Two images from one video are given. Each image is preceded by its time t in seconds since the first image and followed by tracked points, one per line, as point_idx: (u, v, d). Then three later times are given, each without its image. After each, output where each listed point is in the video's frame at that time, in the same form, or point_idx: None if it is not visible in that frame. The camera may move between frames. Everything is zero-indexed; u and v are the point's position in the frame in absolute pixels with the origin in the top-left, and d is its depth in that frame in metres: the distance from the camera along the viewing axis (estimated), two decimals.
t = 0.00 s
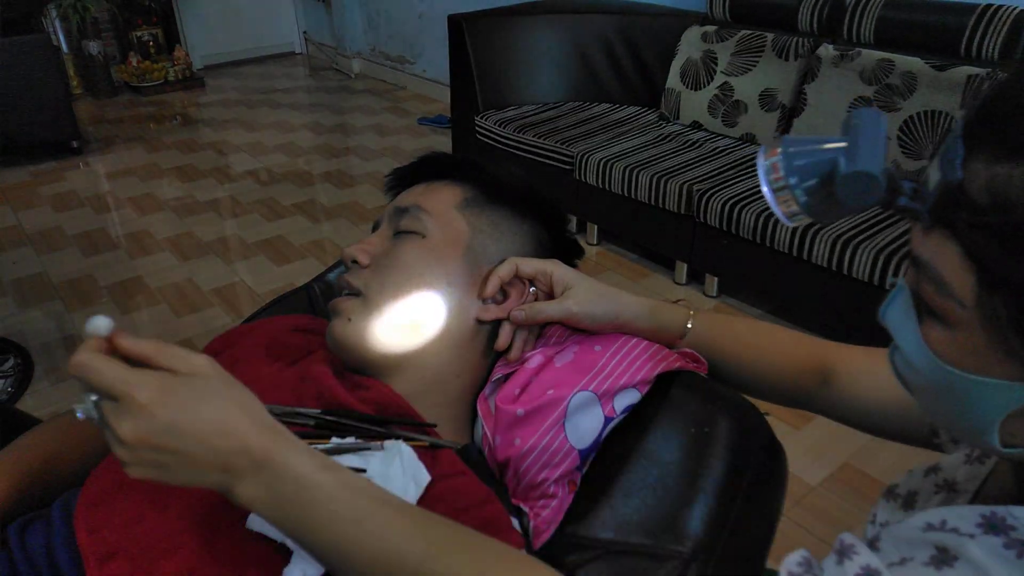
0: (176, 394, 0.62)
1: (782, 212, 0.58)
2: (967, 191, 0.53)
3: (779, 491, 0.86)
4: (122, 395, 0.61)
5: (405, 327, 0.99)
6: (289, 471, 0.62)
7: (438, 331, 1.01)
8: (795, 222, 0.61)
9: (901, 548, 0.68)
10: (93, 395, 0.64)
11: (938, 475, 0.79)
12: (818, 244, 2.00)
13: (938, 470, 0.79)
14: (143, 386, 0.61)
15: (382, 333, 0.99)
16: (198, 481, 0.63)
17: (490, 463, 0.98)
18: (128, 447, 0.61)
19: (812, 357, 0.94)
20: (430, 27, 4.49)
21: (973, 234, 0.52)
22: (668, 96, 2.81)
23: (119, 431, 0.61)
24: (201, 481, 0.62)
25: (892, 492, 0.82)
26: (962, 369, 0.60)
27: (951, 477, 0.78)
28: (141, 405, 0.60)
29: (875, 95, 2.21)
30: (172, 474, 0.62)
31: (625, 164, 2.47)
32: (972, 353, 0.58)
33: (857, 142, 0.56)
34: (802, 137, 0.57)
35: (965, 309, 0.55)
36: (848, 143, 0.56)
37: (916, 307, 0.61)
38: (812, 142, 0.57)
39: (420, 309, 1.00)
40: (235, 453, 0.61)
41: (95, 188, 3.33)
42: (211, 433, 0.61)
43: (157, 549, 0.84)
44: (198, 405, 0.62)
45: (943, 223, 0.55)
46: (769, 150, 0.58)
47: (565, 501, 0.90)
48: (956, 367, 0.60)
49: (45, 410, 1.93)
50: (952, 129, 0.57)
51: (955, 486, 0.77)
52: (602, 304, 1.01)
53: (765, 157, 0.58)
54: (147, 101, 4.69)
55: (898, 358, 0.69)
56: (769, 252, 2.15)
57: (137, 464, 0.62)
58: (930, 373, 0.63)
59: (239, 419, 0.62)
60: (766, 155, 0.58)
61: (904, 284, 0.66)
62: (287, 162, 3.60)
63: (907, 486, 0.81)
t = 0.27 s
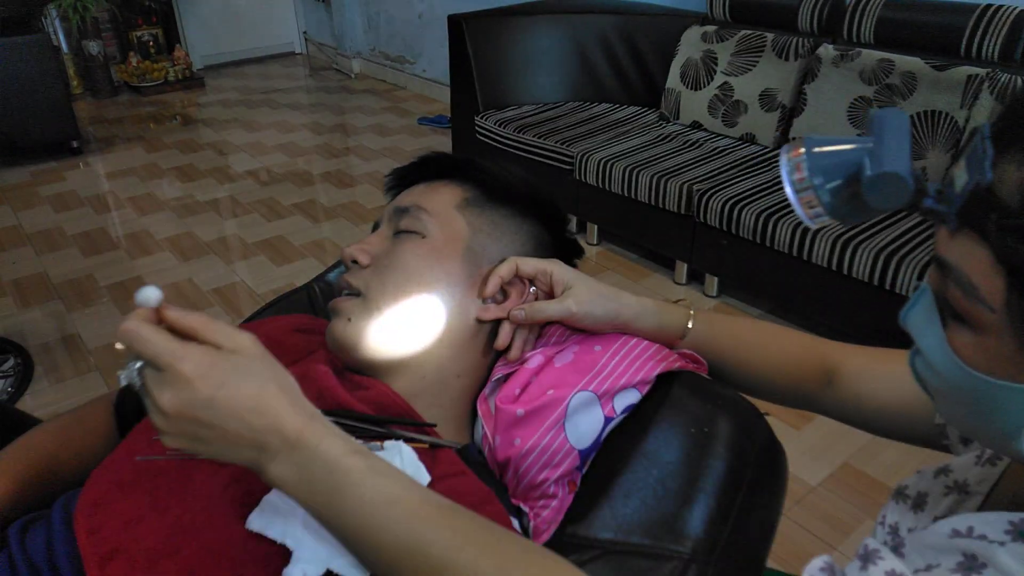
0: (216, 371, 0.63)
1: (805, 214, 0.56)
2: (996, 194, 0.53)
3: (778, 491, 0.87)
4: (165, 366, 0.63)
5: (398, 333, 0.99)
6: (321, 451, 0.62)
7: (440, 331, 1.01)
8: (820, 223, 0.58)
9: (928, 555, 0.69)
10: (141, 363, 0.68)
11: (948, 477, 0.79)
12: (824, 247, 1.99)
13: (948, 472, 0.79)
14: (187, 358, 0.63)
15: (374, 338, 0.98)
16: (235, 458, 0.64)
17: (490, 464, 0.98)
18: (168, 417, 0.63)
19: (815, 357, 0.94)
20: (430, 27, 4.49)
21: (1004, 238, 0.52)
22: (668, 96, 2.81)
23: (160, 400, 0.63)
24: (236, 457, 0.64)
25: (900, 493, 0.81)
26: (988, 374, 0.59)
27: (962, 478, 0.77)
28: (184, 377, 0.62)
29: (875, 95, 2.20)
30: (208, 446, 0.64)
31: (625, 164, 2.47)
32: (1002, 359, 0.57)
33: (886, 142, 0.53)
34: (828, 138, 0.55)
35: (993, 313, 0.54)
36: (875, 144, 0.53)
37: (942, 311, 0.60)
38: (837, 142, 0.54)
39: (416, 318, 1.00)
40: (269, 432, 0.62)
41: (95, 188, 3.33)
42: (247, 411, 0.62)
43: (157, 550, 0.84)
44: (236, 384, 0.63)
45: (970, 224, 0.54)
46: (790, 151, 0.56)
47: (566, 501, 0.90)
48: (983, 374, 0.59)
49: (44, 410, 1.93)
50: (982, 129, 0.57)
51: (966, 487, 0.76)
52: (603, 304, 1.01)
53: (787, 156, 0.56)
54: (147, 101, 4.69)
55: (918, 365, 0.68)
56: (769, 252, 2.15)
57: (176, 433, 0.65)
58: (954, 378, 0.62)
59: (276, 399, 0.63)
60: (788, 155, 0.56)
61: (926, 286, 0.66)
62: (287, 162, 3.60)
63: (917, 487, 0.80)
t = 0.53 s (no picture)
0: (245, 348, 0.65)
1: (819, 214, 0.54)
2: (1013, 195, 0.52)
3: (779, 492, 0.86)
4: (197, 338, 0.64)
5: (395, 330, 0.98)
6: (342, 435, 0.63)
7: (439, 331, 1.00)
8: (834, 224, 0.56)
9: (938, 560, 0.68)
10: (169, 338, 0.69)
11: (954, 478, 0.77)
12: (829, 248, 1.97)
13: (954, 473, 0.78)
14: (220, 331, 0.65)
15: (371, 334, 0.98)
16: (253, 437, 0.65)
17: (490, 465, 0.97)
18: (193, 388, 0.65)
19: (818, 358, 0.93)
20: (430, 26, 4.48)
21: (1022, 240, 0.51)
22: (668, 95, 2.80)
23: (188, 370, 0.64)
24: (253, 435, 0.65)
25: (906, 494, 0.80)
26: (1000, 377, 0.57)
27: (968, 480, 0.76)
28: (215, 349, 0.64)
29: (877, 95, 2.20)
30: (228, 422, 0.65)
31: (626, 164, 2.46)
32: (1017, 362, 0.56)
33: (901, 141, 0.51)
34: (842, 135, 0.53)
35: (1009, 316, 0.53)
36: (889, 143, 0.52)
37: (956, 312, 0.59)
38: (851, 140, 0.52)
39: (415, 317, 0.99)
40: (292, 411, 0.63)
41: (94, 188, 3.31)
42: (273, 388, 0.64)
43: (156, 550, 0.83)
44: (264, 361, 0.65)
45: (986, 226, 0.53)
46: (804, 147, 0.54)
47: (566, 502, 0.89)
48: (997, 377, 0.58)
49: (42, 410, 1.92)
50: (998, 129, 0.56)
51: (973, 488, 0.75)
52: (603, 304, 1.00)
53: (800, 155, 0.54)
54: (146, 101, 4.68)
55: (930, 367, 0.67)
56: (770, 252, 2.14)
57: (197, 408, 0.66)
58: (968, 381, 0.60)
59: (301, 379, 0.65)
60: (802, 151, 0.54)
61: (938, 284, 0.65)
62: (286, 161, 3.59)
63: (923, 488, 0.79)
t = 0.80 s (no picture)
0: (236, 405, 0.64)
1: (818, 217, 0.55)
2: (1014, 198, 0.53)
3: (778, 491, 0.87)
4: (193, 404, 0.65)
5: (406, 337, 0.99)
6: (344, 477, 0.61)
7: (440, 330, 1.01)
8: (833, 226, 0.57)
9: (956, 575, 0.64)
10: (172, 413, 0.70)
11: (953, 476, 0.79)
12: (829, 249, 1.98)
13: (953, 472, 0.79)
14: (212, 394, 0.65)
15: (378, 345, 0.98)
16: (261, 493, 0.64)
17: (490, 464, 0.96)
18: (194, 456, 0.64)
19: (816, 356, 0.93)
20: (431, 27, 4.49)
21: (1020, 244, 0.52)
22: (668, 95, 2.81)
23: (186, 436, 0.65)
24: (263, 491, 0.63)
25: (905, 493, 0.82)
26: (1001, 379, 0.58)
27: (968, 479, 0.77)
28: (208, 412, 0.64)
29: (875, 95, 2.21)
30: (234, 483, 0.64)
31: (625, 165, 2.47)
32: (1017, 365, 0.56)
33: (900, 146, 0.52)
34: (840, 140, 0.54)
35: (1009, 318, 0.54)
36: (888, 148, 0.53)
37: (958, 317, 0.60)
38: (850, 144, 0.53)
39: (429, 322, 1.00)
40: (290, 459, 0.62)
41: (95, 188, 3.33)
42: (268, 438, 0.62)
43: (157, 550, 0.84)
44: (256, 414, 0.64)
45: (987, 230, 0.54)
46: (802, 152, 0.55)
47: (566, 501, 0.89)
48: (997, 379, 0.58)
49: (44, 410, 1.93)
50: (996, 132, 0.57)
51: (973, 487, 0.76)
52: (601, 303, 1.01)
53: (799, 159, 0.54)
54: (147, 101, 4.69)
55: (933, 370, 0.67)
56: (769, 252, 2.14)
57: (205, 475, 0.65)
58: (969, 383, 0.60)
59: (294, 426, 0.64)
60: (801, 157, 0.55)
61: (940, 288, 0.65)
62: (287, 161, 3.60)
63: (922, 487, 0.81)
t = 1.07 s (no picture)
0: (283, 418, 0.68)
1: (825, 225, 0.49)
2: None
3: (779, 491, 0.86)
4: (243, 415, 0.69)
5: (423, 339, 0.99)
6: (385, 492, 0.64)
7: (440, 330, 1.00)
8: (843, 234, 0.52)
9: None
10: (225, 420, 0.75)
11: (963, 481, 0.78)
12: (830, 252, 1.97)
13: (963, 477, 0.78)
14: (261, 406, 0.69)
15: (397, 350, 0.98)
16: (303, 501, 0.67)
17: (489, 465, 0.96)
18: (242, 462, 0.69)
19: (819, 356, 0.93)
20: (430, 27, 4.48)
21: None
22: (668, 95, 2.81)
23: (236, 442, 0.69)
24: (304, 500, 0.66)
25: (914, 498, 0.82)
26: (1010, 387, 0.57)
27: (979, 483, 0.76)
28: (257, 423, 0.68)
29: (875, 95, 2.20)
30: (277, 490, 0.67)
31: (626, 164, 2.46)
32: None
33: (911, 151, 0.46)
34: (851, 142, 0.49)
35: (1018, 326, 0.53)
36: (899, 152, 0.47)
37: (969, 322, 0.59)
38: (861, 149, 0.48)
39: (433, 324, 1.00)
40: (332, 471, 0.65)
41: (94, 188, 3.32)
42: (311, 451, 0.66)
43: (154, 551, 0.83)
44: (300, 427, 0.67)
45: (997, 237, 0.53)
46: (811, 157, 0.50)
47: (565, 502, 0.89)
48: (1007, 386, 0.58)
49: (42, 410, 1.92)
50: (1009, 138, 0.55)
51: (984, 493, 0.75)
52: (602, 302, 1.00)
53: (808, 164, 0.50)
54: (146, 101, 4.68)
55: (945, 375, 0.66)
56: (770, 252, 2.14)
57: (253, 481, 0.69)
58: (980, 391, 0.60)
59: (339, 440, 0.67)
60: (808, 164, 0.50)
61: (953, 293, 0.63)
62: (286, 161, 3.59)
63: (931, 492, 0.80)
